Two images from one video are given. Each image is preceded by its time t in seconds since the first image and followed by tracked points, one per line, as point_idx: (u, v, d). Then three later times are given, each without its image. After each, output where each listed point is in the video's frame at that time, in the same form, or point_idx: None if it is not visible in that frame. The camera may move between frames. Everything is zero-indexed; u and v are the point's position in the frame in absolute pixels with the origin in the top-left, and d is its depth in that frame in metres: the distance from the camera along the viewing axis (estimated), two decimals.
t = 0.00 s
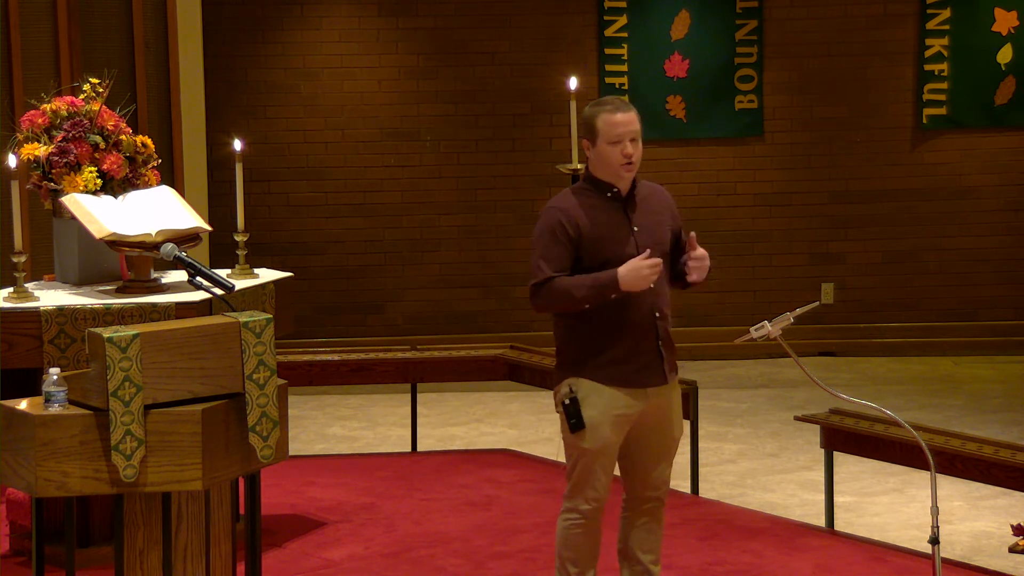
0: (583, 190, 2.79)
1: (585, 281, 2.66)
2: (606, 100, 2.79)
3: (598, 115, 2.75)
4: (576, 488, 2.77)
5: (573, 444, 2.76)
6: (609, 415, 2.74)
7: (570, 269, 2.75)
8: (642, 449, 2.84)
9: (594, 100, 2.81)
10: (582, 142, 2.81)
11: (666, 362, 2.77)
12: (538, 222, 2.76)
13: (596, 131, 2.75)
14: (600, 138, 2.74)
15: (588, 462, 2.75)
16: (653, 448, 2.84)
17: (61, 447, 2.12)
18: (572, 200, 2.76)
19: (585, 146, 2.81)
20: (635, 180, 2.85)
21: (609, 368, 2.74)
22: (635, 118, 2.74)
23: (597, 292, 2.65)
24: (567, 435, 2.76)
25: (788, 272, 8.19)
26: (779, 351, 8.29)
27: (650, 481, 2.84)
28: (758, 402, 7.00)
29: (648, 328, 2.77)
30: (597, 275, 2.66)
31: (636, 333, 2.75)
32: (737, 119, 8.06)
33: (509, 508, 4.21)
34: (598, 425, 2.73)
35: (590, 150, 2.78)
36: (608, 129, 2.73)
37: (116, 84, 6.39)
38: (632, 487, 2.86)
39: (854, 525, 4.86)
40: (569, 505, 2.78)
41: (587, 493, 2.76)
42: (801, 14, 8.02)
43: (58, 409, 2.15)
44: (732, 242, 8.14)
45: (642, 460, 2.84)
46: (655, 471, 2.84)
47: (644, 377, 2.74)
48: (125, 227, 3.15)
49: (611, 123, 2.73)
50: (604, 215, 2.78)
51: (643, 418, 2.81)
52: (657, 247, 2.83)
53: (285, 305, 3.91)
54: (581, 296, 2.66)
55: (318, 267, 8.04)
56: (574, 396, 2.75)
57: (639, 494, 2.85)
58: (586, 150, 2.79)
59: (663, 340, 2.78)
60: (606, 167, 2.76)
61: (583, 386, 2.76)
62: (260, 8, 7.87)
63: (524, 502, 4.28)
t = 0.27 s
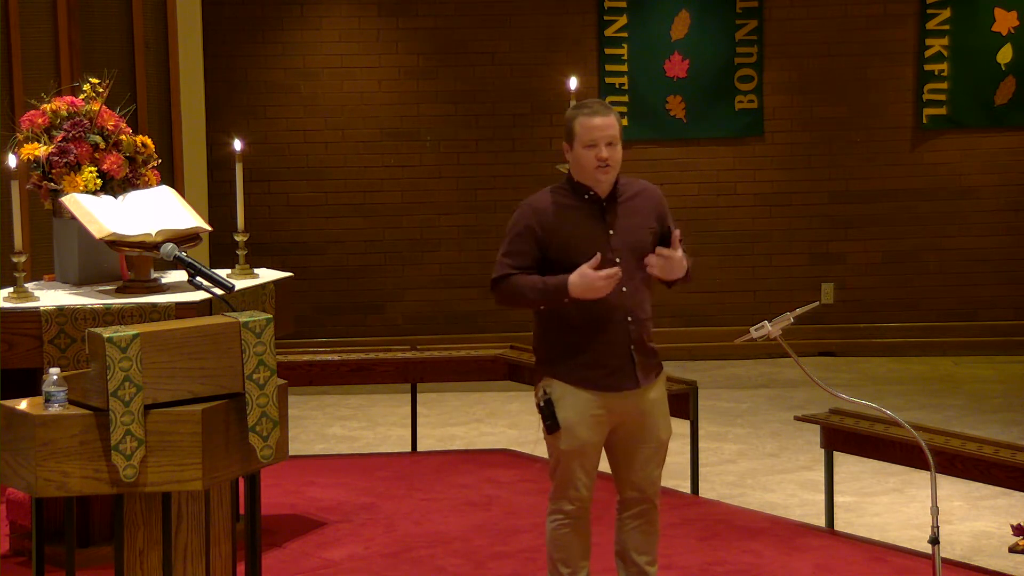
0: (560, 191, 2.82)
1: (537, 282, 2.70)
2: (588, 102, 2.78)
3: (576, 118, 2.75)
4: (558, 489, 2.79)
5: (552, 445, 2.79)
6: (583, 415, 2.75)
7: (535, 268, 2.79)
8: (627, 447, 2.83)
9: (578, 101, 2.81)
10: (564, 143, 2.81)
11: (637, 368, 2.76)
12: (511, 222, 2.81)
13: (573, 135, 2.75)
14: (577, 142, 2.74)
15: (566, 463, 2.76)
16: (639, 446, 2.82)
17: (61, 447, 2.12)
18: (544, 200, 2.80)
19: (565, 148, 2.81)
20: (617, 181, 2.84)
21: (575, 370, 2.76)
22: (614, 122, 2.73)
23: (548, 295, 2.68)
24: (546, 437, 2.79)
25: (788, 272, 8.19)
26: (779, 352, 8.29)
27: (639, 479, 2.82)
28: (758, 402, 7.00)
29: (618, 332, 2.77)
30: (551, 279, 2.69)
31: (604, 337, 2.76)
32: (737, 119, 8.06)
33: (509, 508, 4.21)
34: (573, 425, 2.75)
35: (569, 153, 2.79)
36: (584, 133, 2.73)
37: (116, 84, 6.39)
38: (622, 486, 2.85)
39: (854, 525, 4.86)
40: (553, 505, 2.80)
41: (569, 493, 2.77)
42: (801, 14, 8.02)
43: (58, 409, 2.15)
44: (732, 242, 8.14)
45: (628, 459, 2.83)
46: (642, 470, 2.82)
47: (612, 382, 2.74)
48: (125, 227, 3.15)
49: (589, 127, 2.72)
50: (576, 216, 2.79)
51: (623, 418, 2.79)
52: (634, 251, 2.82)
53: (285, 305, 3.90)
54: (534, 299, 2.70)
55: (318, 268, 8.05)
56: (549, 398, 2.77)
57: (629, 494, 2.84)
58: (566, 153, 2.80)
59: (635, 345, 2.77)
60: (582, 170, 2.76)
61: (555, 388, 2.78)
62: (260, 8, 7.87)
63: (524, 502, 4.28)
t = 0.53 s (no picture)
0: (548, 191, 2.82)
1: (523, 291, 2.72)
2: (579, 102, 2.78)
3: (565, 118, 2.74)
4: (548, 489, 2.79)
5: (540, 445, 2.81)
6: (567, 414, 2.76)
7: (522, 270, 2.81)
8: (617, 447, 2.83)
9: (570, 100, 2.80)
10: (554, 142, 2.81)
11: (620, 372, 2.76)
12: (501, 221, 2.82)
13: (561, 134, 2.74)
14: (565, 141, 2.74)
15: (552, 462, 2.78)
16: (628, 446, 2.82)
17: (61, 447, 2.12)
18: (532, 200, 2.80)
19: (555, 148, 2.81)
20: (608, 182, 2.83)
21: (558, 371, 2.77)
22: (603, 124, 2.73)
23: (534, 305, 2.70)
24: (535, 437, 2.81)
25: (788, 272, 8.19)
26: (779, 352, 8.29)
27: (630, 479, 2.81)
28: (758, 403, 7.00)
29: (602, 333, 2.77)
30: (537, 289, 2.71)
31: (588, 341, 2.76)
32: (737, 119, 8.06)
33: (509, 508, 4.21)
34: (558, 425, 2.76)
35: (558, 152, 2.79)
36: (572, 134, 2.72)
37: (116, 84, 6.39)
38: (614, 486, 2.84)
39: (854, 525, 4.86)
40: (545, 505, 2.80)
41: (558, 493, 2.78)
42: (801, 14, 8.02)
43: (58, 409, 2.15)
44: (732, 242, 8.15)
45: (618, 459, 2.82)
46: (632, 469, 2.81)
47: (596, 384, 2.75)
48: (125, 227, 3.15)
49: (577, 128, 2.72)
50: (564, 218, 2.79)
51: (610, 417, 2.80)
52: (621, 253, 2.82)
53: (285, 305, 3.90)
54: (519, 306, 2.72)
55: (318, 267, 8.05)
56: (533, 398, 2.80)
57: (621, 494, 2.83)
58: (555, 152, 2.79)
59: (618, 349, 2.77)
60: (570, 171, 2.76)
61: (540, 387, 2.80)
62: (260, 8, 7.87)
63: (524, 501, 4.28)
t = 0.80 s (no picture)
0: (546, 193, 2.82)
1: (519, 296, 2.72)
2: (578, 102, 2.78)
3: (563, 118, 2.75)
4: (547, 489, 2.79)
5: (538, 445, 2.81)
6: (564, 414, 2.77)
7: (519, 271, 2.82)
8: (616, 448, 2.83)
9: (569, 100, 2.80)
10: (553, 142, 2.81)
11: (618, 373, 2.76)
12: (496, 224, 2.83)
13: (559, 135, 2.75)
14: (563, 142, 2.74)
15: (550, 462, 2.78)
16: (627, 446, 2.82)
17: (61, 447, 2.12)
18: (529, 202, 2.81)
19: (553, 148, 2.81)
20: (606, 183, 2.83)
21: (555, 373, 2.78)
22: (600, 124, 2.73)
23: (529, 310, 2.71)
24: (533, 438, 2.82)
25: (788, 272, 8.19)
26: (779, 352, 8.29)
27: (629, 480, 2.80)
28: (758, 403, 7.00)
29: (599, 335, 2.77)
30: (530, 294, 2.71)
31: (585, 342, 2.77)
32: (737, 119, 8.06)
33: (509, 508, 4.21)
34: (554, 425, 2.77)
35: (556, 152, 2.79)
36: (570, 134, 2.72)
37: (116, 84, 6.39)
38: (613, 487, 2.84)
39: (854, 525, 4.85)
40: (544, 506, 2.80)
41: (556, 492, 2.78)
42: (801, 14, 8.02)
43: (58, 409, 2.15)
44: (732, 242, 8.15)
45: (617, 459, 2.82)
46: (631, 470, 2.80)
47: (592, 385, 2.76)
48: (125, 227, 3.15)
49: (574, 129, 2.72)
50: (560, 220, 2.79)
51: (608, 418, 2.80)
52: (619, 254, 2.82)
53: (285, 305, 3.90)
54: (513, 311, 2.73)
55: (318, 267, 8.05)
56: (531, 398, 2.80)
57: (620, 494, 2.83)
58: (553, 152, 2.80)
59: (615, 349, 2.77)
60: (567, 172, 2.76)
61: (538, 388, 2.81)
62: (260, 8, 7.87)
63: (524, 502, 4.28)
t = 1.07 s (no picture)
0: (552, 192, 2.83)
1: (523, 294, 2.73)
2: (584, 101, 2.77)
3: (569, 117, 2.74)
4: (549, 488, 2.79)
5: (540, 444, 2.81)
6: (568, 413, 2.77)
7: (524, 271, 2.82)
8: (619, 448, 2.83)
9: (575, 99, 2.80)
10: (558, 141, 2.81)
11: (621, 372, 2.77)
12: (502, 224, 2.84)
13: (565, 134, 2.74)
14: (569, 141, 2.74)
15: (552, 461, 2.78)
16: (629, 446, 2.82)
17: (61, 447, 2.12)
18: (535, 202, 2.81)
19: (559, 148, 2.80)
20: (612, 183, 2.83)
21: (558, 373, 2.79)
22: (606, 122, 2.73)
23: (533, 308, 2.71)
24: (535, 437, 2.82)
25: (788, 272, 8.18)
26: (779, 351, 8.29)
27: (631, 480, 2.81)
28: (758, 403, 7.00)
29: (603, 335, 2.78)
30: (534, 293, 2.72)
31: (589, 341, 2.78)
32: (737, 119, 8.06)
33: (509, 508, 4.21)
34: (558, 424, 2.77)
35: (561, 151, 2.79)
36: (575, 133, 2.72)
37: (116, 84, 6.39)
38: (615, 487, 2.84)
39: (854, 525, 4.85)
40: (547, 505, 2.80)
41: (559, 491, 2.77)
42: (801, 13, 8.02)
43: (58, 409, 2.16)
44: (732, 242, 8.15)
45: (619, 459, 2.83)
46: (633, 470, 2.81)
47: (596, 385, 2.76)
48: (125, 227, 3.15)
49: (580, 127, 2.72)
50: (565, 220, 2.80)
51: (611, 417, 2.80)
52: (624, 254, 2.81)
53: (285, 305, 3.90)
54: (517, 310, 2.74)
55: (318, 267, 8.05)
56: (535, 396, 2.80)
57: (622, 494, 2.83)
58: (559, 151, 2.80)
59: (619, 348, 2.77)
60: (572, 170, 2.75)
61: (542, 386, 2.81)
62: (261, 8, 7.87)
63: (524, 502, 4.28)
